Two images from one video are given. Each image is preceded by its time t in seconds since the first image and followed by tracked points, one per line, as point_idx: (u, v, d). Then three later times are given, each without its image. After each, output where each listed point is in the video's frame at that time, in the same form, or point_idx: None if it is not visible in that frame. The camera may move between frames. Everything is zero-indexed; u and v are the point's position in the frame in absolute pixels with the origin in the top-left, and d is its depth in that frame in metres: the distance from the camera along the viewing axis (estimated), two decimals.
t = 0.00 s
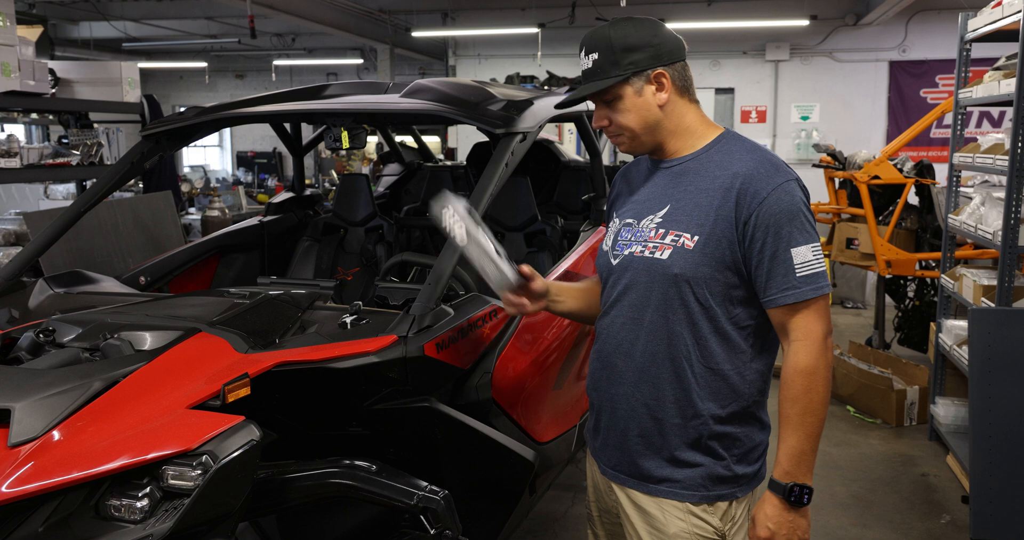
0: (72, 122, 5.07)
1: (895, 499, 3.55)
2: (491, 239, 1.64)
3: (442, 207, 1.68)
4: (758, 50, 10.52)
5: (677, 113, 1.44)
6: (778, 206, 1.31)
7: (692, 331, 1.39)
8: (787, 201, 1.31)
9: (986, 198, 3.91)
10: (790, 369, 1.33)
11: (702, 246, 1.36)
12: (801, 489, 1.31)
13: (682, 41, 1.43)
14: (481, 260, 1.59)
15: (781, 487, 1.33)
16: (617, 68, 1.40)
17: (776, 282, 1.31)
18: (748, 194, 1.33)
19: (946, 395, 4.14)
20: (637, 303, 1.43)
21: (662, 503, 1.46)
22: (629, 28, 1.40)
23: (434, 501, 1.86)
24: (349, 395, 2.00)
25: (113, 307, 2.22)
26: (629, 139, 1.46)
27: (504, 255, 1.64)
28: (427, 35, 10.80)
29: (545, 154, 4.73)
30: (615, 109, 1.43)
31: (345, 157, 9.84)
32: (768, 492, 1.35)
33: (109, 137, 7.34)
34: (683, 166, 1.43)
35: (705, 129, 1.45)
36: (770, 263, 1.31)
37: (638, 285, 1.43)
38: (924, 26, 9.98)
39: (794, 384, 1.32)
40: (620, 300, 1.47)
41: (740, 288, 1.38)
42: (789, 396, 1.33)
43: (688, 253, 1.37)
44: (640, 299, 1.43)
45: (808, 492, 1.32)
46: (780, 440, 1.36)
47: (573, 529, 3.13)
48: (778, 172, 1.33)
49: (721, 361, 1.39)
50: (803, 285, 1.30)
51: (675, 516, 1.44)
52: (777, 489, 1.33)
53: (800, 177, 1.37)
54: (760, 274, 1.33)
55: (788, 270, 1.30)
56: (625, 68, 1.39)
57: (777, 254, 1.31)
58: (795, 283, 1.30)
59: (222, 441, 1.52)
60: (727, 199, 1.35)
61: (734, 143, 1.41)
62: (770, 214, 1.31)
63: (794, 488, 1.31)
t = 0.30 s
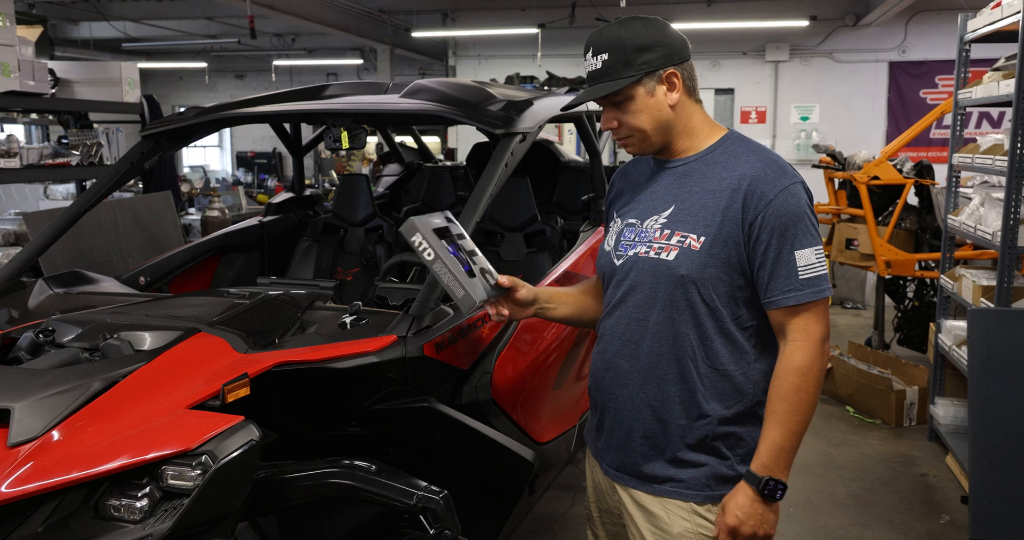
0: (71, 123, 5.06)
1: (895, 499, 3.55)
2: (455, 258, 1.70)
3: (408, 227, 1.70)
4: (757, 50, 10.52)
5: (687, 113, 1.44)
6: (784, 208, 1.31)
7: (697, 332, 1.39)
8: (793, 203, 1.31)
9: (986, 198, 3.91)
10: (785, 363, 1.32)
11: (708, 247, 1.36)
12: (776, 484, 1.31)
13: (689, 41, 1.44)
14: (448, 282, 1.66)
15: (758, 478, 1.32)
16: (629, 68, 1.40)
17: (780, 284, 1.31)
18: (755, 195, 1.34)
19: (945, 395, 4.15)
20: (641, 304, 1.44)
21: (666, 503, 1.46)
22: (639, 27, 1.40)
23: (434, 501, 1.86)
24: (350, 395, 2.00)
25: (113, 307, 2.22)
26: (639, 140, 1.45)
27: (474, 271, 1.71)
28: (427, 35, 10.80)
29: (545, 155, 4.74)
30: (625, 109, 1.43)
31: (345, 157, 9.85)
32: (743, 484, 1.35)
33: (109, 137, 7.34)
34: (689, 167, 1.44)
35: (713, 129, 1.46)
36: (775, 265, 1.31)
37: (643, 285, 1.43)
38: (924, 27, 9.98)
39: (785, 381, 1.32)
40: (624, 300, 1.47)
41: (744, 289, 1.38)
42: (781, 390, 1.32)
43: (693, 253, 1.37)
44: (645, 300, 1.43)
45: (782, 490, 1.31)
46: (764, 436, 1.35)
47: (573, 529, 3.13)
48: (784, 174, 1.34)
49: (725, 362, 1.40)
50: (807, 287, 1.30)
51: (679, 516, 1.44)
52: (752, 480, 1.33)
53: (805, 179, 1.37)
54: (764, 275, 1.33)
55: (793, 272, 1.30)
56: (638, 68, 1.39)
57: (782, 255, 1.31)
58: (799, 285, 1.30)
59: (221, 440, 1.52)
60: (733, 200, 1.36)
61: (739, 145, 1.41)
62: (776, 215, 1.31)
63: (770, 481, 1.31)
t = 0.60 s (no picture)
0: (71, 123, 5.06)
1: (894, 500, 3.55)
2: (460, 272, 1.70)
3: (406, 245, 1.71)
4: (757, 51, 10.53)
5: (687, 112, 1.45)
6: (782, 209, 1.31)
7: (696, 333, 1.39)
8: (790, 204, 1.31)
9: (985, 199, 3.91)
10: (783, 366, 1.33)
11: (706, 248, 1.36)
12: (778, 485, 1.31)
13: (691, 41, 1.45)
14: (451, 295, 1.67)
15: (760, 479, 1.32)
16: (634, 63, 1.39)
17: (778, 285, 1.31)
18: (752, 196, 1.34)
19: (944, 395, 4.15)
20: (640, 305, 1.44)
21: (665, 503, 1.46)
22: (644, 24, 1.40)
23: (433, 501, 1.86)
24: (349, 396, 2.00)
25: (112, 307, 2.22)
26: (639, 138, 1.44)
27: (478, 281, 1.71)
28: (427, 35, 10.80)
29: (544, 155, 4.74)
30: (628, 105, 1.42)
31: (345, 157, 9.86)
32: (746, 485, 1.35)
33: (110, 138, 7.36)
34: (686, 168, 1.44)
35: (711, 130, 1.46)
36: (773, 265, 1.32)
37: (642, 286, 1.43)
38: (923, 27, 9.98)
39: (785, 382, 1.32)
40: (622, 302, 1.47)
41: (742, 290, 1.38)
42: (780, 392, 1.32)
43: (692, 255, 1.37)
44: (643, 301, 1.43)
45: (785, 490, 1.31)
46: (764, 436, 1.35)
47: (572, 530, 3.13)
48: (782, 174, 1.34)
49: (724, 362, 1.40)
50: (805, 288, 1.30)
51: (678, 516, 1.44)
52: (755, 481, 1.33)
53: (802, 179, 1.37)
54: (762, 276, 1.33)
55: (790, 273, 1.30)
56: (643, 64, 1.38)
57: (780, 256, 1.31)
58: (797, 285, 1.30)
59: (221, 441, 1.52)
60: (731, 201, 1.36)
61: (736, 145, 1.41)
62: (774, 216, 1.31)
63: (772, 482, 1.31)
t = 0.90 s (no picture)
0: (71, 124, 5.06)
1: (894, 501, 3.55)
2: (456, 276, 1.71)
3: (400, 249, 1.75)
4: (756, 52, 10.54)
5: (684, 114, 1.45)
6: (777, 208, 1.31)
7: (694, 333, 1.39)
8: (786, 202, 1.31)
9: (984, 200, 3.91)
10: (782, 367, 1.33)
11: (702, 248, 1.36)
12: (783, 484, 1.31)
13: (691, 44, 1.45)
14: (446, 298, 1.68)
15: (764, 479, 1.32)
16: (632, 63, 1.39)
17: (774, 284, 1.32)
18: (748, 195, 1.34)
19: (944, 396, 4.16)
20: (637, 305, 1.44)
21: (664, 504, 1.46)
22: (645, 25, 1.40)
23: (432, 502, 1.86)
24: (348, 396, 2.00)
25: (111, 308, 2.22)
26: (634, 137, 1.44)
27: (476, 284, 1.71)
28: (426, 36, 10.79)
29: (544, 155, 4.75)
30: (624, 105, 1.42)
31: (345, 158, 9.87)
32: (751, 486, 1.35)
33: (110, 139, 7.35)
34: (682, 168, 1.44)
35: (706, 132, 1.46)
36: (768, 264, 1.32)
37: (639, 287, 1.43)
38: (922, 28, 9.99)
39: (784, 382, 1.32)
40: (619, 303, 1.48)
41: (739, 289, 1.38)
42: (780, 392, 1.33)
43: (688, 255, 1.37)
44: (640, 301, 1.43)
45: (789, 489, 1.31)
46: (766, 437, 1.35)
47: (572, 530, 3.13)
48: (777, 174, 1.34)
49: (721, 362, 1.40)
50: (802, 286, 1.30)
51: (677, 517, 1.44)
52: (759, 481, 1.33)
53: (798, 178, 1.38)
54: (758, 275, 1.33)
55: (787, 271, 1.31)
56: (641, 63, 1.38)
57: (776, 255, 1.31)
58: (793, 284, 1.30)
59: (220, 441, 1.52)
60: (727, 200, 1.36)
61: (731, 145, 1.42)
62: (770, 215, 1.31)
63: (776, 481, 1.31)
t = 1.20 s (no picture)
0: (70, 124, 5.06)
1: (893, 501, 3.55)
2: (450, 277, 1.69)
3: (396, 249, 1.68)
4: (756, 52, 10.54)
5: (681, 114, 1.45)
6: (776, 207, 1.31)
7: (692, 333, 1.39)
8: (785, 202, 1.32)
9: (984, 200, 3.92)
10: (779, 367, 1.33)
11: (701, 247, 1.36)
12: (780, 483, 1.31)
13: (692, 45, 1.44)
14: (442, 299, 1.65)
15: (762, 478, 1.32)
16: (628, 62, 1.39)
17: (773, 283, 1.32)
18: (747, 194, 1.34)
19: (944, 396, 4.15)
20: (635, 305, 1.44)
21: (662, 504, 1.46)
22: (645, 24, 1.40)
23: (430, 501, 1.86)
24: (346, 396, 2.00)
25: (110, 309, 2.22)
26: (628, 136, 1.44)
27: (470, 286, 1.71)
28: (426, 36, 10.79)
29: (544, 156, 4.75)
30: (619, 104, 1.42)
31: (344, 158, 9.87)
32: (748, 485, 1.35)
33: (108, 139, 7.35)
34: (680, 167, 1.44)
35: (702, 133, 1.46)
36: (767, 264, 1.32)
37: (637, 286, 1.43)
38: (922, 28, 10.00)
39: (781, 381, 1.32)
40: (617, 302, 1.47)
41: (737, 289, 1.38)
42: (777, 392, 1.32)
43: (687, 254, 1.37)
44: (638, 301, 1.43)
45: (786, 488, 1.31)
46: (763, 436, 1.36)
47: (571, 530, 3.13)
48: (776, 173, 1.34)
49: (720, 362, 1.40)
50: (800, 286, 1.31)
51: (676, 517, 1.44)
52: (757, 480, 1.33)
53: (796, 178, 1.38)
54: (756, 275, 1.34)
55: (785, 271, 1.31)
56: (637, 64, 1.38)
57: (774, 254, 1.31)
58: (792, 284, 1.31)
59: (219, 441, 1.52)
60: (726, 200, 1.36)
61: (730, 145, 1.42)
62: (769, 215, 1.31)
63: (774, 480, 1.31)
